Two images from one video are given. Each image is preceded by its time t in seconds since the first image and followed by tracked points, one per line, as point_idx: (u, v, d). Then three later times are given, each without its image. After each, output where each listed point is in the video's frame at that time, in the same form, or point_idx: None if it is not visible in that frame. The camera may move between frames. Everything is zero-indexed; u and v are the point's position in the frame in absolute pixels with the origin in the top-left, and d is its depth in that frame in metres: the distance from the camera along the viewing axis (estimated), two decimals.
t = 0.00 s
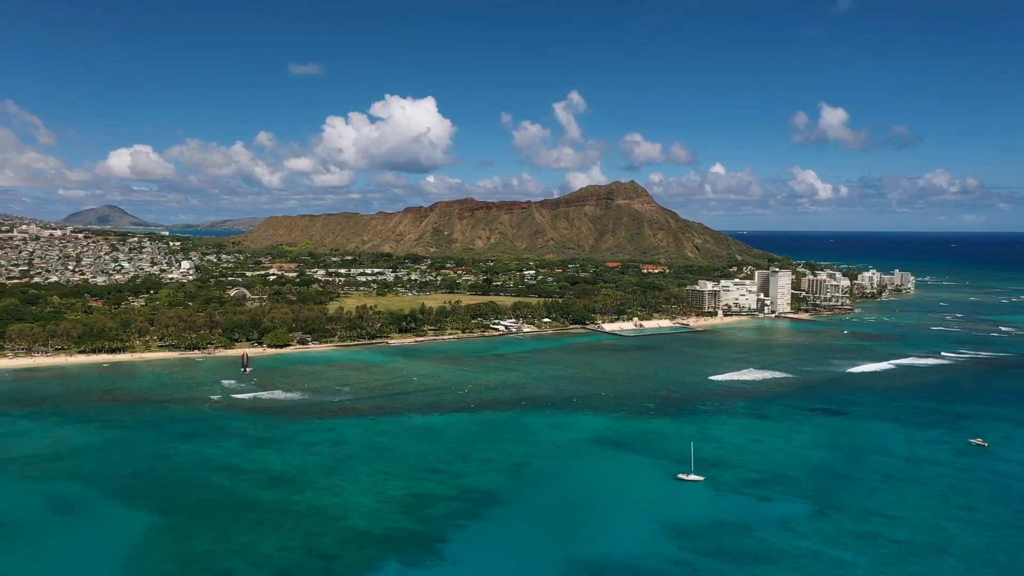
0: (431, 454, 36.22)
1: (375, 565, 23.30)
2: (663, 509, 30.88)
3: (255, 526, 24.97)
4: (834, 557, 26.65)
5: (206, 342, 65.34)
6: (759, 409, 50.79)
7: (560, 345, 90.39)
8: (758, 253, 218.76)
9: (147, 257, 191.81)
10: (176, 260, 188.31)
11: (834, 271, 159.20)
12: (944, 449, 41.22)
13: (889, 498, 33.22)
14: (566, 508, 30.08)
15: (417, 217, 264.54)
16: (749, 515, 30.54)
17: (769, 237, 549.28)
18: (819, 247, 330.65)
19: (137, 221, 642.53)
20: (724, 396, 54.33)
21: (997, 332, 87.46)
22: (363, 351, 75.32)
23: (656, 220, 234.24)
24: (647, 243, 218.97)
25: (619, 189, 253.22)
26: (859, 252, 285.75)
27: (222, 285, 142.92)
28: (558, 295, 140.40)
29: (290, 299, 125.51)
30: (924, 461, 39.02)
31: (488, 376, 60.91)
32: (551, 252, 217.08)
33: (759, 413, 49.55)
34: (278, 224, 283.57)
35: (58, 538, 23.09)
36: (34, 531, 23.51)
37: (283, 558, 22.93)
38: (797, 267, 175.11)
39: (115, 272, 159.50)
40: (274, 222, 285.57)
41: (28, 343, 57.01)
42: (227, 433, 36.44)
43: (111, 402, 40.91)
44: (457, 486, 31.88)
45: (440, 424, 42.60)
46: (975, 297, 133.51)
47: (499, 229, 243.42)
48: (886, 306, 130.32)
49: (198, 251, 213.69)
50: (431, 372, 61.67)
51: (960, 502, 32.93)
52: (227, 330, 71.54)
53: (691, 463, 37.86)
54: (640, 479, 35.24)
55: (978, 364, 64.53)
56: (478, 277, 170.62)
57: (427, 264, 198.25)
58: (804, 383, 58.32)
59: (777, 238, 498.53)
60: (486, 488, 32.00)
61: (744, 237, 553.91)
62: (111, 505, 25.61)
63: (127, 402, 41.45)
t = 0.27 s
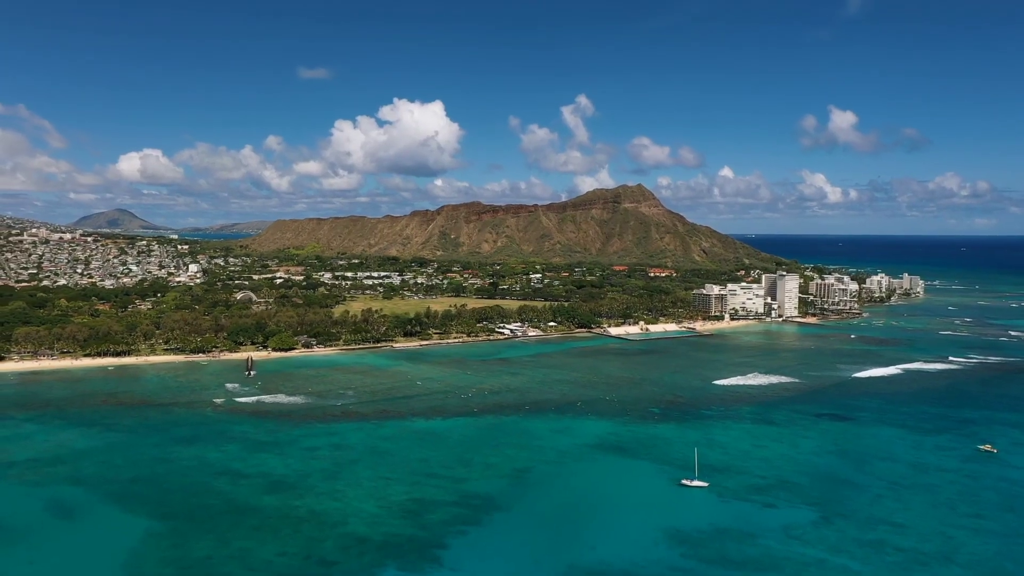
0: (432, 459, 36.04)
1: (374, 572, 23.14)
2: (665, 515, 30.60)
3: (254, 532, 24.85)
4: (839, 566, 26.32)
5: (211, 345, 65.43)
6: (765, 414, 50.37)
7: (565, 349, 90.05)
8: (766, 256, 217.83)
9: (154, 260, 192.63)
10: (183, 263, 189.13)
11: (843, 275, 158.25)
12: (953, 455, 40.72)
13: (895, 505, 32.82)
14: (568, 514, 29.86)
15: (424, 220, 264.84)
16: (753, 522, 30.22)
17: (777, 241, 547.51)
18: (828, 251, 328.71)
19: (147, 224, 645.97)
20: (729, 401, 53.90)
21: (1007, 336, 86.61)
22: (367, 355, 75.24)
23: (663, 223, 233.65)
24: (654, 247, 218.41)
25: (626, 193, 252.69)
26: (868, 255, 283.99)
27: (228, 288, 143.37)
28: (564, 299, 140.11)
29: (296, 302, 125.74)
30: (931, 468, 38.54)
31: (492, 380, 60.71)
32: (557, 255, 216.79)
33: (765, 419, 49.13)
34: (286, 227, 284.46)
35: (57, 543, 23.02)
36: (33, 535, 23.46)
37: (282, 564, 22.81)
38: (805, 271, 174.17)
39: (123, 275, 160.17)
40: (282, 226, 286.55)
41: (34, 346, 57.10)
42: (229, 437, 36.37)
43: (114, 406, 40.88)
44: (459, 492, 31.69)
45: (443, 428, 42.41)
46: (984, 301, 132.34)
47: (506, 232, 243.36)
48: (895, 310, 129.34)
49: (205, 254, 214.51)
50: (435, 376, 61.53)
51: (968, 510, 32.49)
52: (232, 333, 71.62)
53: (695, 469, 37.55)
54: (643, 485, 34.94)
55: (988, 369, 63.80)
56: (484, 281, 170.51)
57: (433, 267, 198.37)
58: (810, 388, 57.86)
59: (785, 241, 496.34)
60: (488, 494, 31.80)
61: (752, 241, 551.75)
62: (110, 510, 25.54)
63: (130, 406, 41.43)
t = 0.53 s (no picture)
0: (436, 463, 35.92)
1: None
2: (670, 521, 30.34)
3: (256, 535, 24.80)
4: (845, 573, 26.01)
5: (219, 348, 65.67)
6: (773, 419, 49.95)
7: (573, 352, 89.78)
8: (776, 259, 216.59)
9: (166, 262, 193.94)
10: (194, 266, 190.20)
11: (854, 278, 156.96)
12: (963, 461, 40.18)
13: (903, 512, 32.40)
14: (571, 520, 29.64)
15: (433, 223, 265.26)
16: (758, 528, 29.91)
17: (788, 244, 544.47)
18: (839, 255, 326.46)
19: (160, 227, 651.08)
20: (737, 406, 53.48)
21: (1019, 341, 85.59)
22: (374, 358, 75.28)
23: (673, 226, 232.86)
24: (663, 250, 217.69)
25: (636, 196, 251.94)
26: (880, 259, 281.83)
27: (238, 291, 144.04)
28: (572, 302, 139.81)
29: (304, 305, 126.07)
30: (942, 474, 38.03)
31: (498, 383, 60.54)
32: (566, 258, 216.45)
33: (773, 424, 48.70)
34: (296, 230, 285.65)
35: (60, 546, 23.02)
36: (35, 538, 23.47)
37: (282, 569, 22.73)
38: (816, 274, 173.10)
39: (134, 278, 161.27)
40: (292, 229, 287.86)
41: (43, 348, 57.48)
42: (234, 440, 36.36)
43: (120, 408, 40.99)
44: (462, 496, 31.57)
45: (448, 431, 42.27)
46: (997, 305, 130.85)
47: (515, 235, 243.31)
48: (907, 313, 128.16)
49: (216, 257, 215.88)
50: (442, 379, 61.44)
51: (978, 517, 32.00)
52: (240, 335, 71.84)
53: (701, 474, 37.24)
54: (648, 490, 34.67)
55: (1000, 374, 63.05)
56: (493, 284, 170.49)
57: (442, 270, 198.58)
58: (819, 392, 57.31)
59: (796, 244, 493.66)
60: (491, 498, 31.65)
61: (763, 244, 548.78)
62: (113, 513, 25.58)
63: (137, 407, 41.61)
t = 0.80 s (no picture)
0: (442, 466, 35.82)
1: None
2: (676, 527, 30.04)
3: (258, 539, 24.78)
4: None
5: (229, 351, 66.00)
6: (783, 424, 49.44)
7: (583, 355, 89.52)
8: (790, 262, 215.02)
9: (180, 265, 195.50)
10: (207, 268, 191.57)
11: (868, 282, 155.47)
12: (976, 468, 39.54)
13: (914, 519, 31.92)
14: (576, 525, 29.40)
15: (445, 226, 265.79)
16: (766, 535, 29.53)
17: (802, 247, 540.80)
18: (855, 258, 323.58)
19: (175, 230, 656.83)
20: (747, 410, 53.00)
21: None
22: (384, 361, 75.38)
23: (685, 229, 231.85)
24: (675, 253, 216.75)
25: (648, 199, 251.06)
26: (895, 262, 279.06)
27: (250, 293, 144.87)
28: (583, 305, 139.40)
29: (315, 308, 126.58)
30: (955, 481, 37.44)
31: (506, 387, 60.34)
32: (578, 261, 216.09)
33: (783, 428, 48.20)
34: (309, 233, 287.24)
35: (63, 549, 23.09)
36: (39, 540, 23.56)
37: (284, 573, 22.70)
38: (829, 277, 171.68)
39: (148, 280, 162.69)
40: (305, 231, 289.49)
41: (55, 350, 57.93)
42: (241, 442, 36.43)
43: (129, 410, 41.21)
44: (466, 500, 31.44)
45: (455, 435, 42.16)
46: (1015, 309, 129.06)
47: (527, 238, 243.25)
48: (922, 317, 126.66)
49: (229, 259, 217.43)
50: (450, 381, 61.37)
51: (991, 525, 31.44)
52: (250, 338, 72.19)
53: (709, 479, 36.88)
54: (655, 495, 34.37)
55: (1016, 379, 62.09)
56: (504, 287, 170.47)
57: (453, 272, 198.80)
58: (830, 396, 56.68)
59: (810, 247, 489.99)
60: (496, 502, 31.49)
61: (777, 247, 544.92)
62: (117, 515, 25.64)
63: (145, 410, 41.79)
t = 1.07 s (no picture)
0: (447, 469, 35.72)
1: None
2: (681, 532, 29.80)
3: (261, 541, 24.78)
4: None
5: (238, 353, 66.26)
6: (792, 428, 49.01)
7: (591, 358, 89.25)
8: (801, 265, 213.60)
9: (191, 267, 196.63)
10: (218, 270, 192.64)
11: (881, 284, 154.08)
12: (988, 473, 38.99)
13: (924, 525, 31.52)
14: (580, 529, 29.22)
15: (455, 228, 266.14)
16: (773, 540, 29.23)
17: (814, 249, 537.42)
18: (868, 260, 321.09)
19: (188, 232, 661.90)
20: (756, 414, 52.57)
21: None
22: (391, 363, 75.49)
23: (695, 231, 230.95)
24: (686, 255, 215.89)
25: (658, 201, 250.01)
26: (909, 264, 276.70)
27: (260, 295, 145.55)
28: (592, 308, 139.04)
29: (325, 310, 126.91)
30: (966, 486, 36.94)
31: (514, 390, 60.22)
32: (587, 264, 215.70)
33: (792, 432, 47.77)
34: (319, 235, 288.42)
35: (68, 550, 23.18)
36: (44, 542, 23.64)
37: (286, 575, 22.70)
38: (841, 280, 170.42)
39: (159, 282, 163.77)
40: (315, 234, 290.69)
41: (65, 352, 58.24)
42: (247, 444, 36.47)
43: (136, 412, 41.36)
44: (471, 503, 31.34)
45: (461, 438, 42.04)
46: None
47: (536, 240, 243.13)
48: (935, 320, 125.37)
49: (240, 261, 218.56)
50: (457, 384, 61.29)
51: (1003, 531, 30.99)
52: (258, 340, 72.47)
53: (716, 483, 36.60)
54: (660, 499, 34.12)
55: None
56: (513, 289, 170.31)
57: (463, 275, 198.96)
58: (841, 400, 56.13)
59: (822, 250, 486.74)
60: (500, 506, 31.36)
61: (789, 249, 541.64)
62: (122, 517, 25.69)
63: (153, 411, 41.93)
